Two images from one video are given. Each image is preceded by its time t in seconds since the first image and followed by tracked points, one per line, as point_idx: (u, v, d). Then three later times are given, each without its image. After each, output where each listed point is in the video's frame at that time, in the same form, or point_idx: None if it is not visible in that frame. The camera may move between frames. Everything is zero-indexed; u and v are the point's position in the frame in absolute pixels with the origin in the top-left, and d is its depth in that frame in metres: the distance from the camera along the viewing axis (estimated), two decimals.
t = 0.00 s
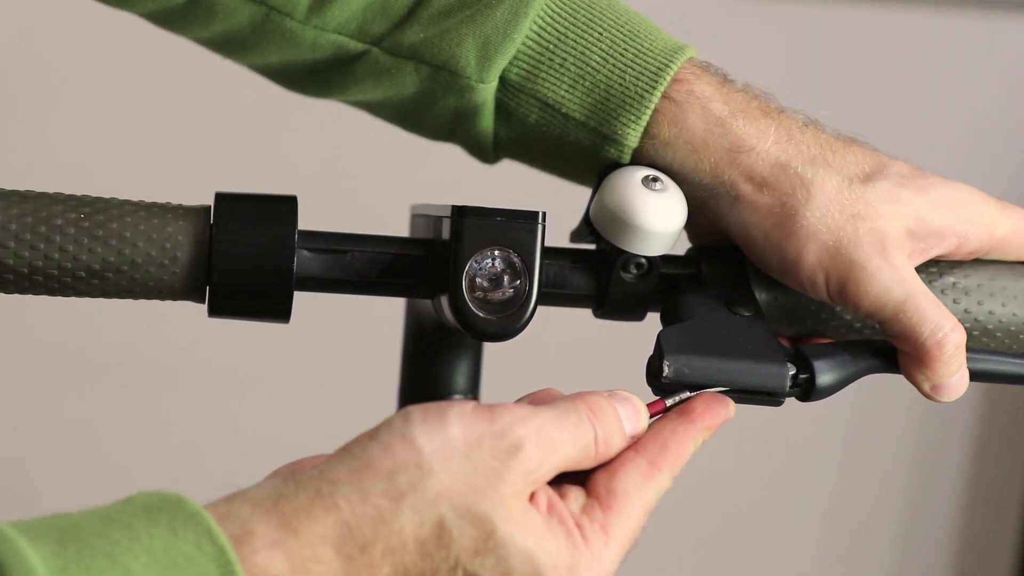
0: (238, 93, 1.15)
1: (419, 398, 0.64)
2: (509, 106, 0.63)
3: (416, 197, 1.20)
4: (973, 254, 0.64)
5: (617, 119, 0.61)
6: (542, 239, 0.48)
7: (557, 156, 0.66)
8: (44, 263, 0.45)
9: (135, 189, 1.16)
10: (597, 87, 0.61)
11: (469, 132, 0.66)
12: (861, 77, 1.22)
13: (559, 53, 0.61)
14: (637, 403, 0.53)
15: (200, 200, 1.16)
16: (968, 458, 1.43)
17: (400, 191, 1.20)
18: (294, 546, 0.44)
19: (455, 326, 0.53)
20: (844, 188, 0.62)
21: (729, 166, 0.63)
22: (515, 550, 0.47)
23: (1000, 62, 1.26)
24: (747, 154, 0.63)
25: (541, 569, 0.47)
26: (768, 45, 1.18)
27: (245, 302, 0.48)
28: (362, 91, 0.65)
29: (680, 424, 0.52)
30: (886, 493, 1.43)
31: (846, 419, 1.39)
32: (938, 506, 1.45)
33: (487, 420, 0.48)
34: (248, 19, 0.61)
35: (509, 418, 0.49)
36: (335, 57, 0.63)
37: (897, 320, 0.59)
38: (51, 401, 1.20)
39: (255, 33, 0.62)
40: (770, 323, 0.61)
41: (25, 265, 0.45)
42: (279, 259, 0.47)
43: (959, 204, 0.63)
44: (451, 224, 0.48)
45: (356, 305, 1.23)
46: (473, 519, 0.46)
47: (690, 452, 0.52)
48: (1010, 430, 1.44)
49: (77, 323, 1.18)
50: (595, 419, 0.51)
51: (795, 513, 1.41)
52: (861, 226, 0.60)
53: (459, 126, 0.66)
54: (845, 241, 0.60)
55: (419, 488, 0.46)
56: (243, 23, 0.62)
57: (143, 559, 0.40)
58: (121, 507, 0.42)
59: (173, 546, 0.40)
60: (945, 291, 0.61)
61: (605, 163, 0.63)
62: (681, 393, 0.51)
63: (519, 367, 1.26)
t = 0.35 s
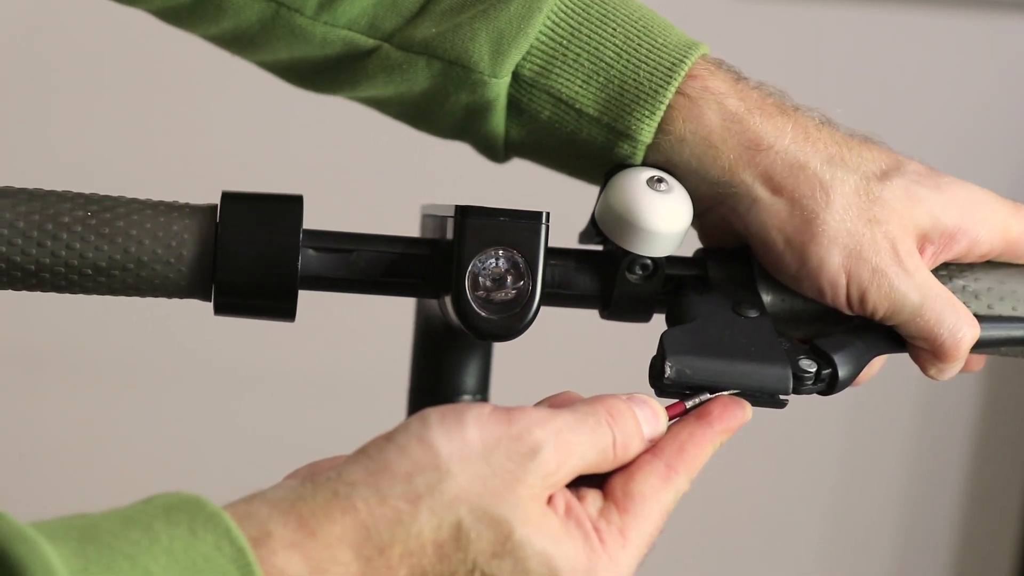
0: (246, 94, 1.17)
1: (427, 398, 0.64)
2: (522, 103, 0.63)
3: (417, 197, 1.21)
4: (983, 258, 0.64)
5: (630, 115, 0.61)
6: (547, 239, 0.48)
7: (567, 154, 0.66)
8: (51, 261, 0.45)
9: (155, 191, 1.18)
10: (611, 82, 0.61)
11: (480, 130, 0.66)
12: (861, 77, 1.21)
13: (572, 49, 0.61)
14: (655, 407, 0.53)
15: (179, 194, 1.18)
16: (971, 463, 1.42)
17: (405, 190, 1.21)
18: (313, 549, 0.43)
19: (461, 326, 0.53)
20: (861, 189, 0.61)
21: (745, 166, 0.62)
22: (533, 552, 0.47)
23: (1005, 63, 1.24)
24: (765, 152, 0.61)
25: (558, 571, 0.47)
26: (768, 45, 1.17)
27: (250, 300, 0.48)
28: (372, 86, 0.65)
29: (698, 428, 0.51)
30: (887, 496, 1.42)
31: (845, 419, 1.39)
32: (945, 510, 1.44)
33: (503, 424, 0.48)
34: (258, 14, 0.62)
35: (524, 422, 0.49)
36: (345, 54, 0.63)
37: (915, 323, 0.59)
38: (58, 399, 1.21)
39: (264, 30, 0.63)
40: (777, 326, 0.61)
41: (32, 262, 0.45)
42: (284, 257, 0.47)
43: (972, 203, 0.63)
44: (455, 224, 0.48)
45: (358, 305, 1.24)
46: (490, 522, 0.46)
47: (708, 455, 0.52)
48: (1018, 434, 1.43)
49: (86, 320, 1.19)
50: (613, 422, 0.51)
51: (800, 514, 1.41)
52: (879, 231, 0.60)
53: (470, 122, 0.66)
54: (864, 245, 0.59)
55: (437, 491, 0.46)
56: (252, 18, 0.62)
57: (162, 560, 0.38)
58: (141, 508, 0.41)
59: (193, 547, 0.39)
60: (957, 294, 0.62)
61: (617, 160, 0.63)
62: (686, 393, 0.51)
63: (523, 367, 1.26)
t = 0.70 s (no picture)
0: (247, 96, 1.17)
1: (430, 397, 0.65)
2: (525, 105, 0.63)
3: (417, 198, 1.21)
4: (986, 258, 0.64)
5: (634, 116, 0.61)
6: (551, 239, 0.48)
7: (571, 155, 0.66)
8: (56, 261, 0.45)
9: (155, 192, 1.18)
10: (614, 83, 0.61)
11: (482, 132, 0.66)
12: (860, 77, 1.21)
13: (575, 50, 0.61)
14: (658, 402, 0.53)
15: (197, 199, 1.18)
16: (970, 463, 1.42)
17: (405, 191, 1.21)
18: (312, 527, 0.44)
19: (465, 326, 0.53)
20: (865, 190, 0.61)
21: (751, 167, 0.62)
22: (532, 534, 0.46)
23: (1001, 62, 1.24)
24: (770, 153, 0.62)
25: (557, 560, 0.47)
26: (769, 44, 1.18)
27: (254, 300, 0.48)
28: (374, 89, 0.65)
29: (701, 423, 0.51)
30: (887, 496, 1.42)
31: (844, 419, 1.39)
32: (945, 511, 1.44)
33: (504, 410, 0.49)
34: (258, 19, 0.61)
35: (526, 410, 0.49)
36: (347, 57, 0.63)
37: (919, 324, 0.59)
38: (58, 399, 1.21)
39: (264, 34, 0.63)
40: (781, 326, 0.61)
41: (37, 262, 0.45)
42: (289, 257, 0.47)
43: (975, 203, 0.63)
44: (460, 224, 0.48)
45: (357, 306, 1.24)
46: (489, 503, 0.46)
47: (710, 453, 0.52)
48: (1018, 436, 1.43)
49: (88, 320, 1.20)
50: (615, 414, 0.51)
51: (800, 515, 1.41)
52: (882, 232, 0.60)
53: (472, 125, 0.66)
54: (869, 246, 0.59)
55: (436, 472, 0.46)
56: (253, 22, 0.62)
57: (162, 543, 0.40)
58: (139, 493, 0.42)
59: (191, 530, 0.40)
60: (958, 293, 0.62)
61: (621, 161, 0.63)
62: (691, 393, 0.51)
63: (523, 367, 1.26)
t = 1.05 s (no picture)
0: (254, 94, 1.18)
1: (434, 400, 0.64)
2: (531, 114, 0.63)
3: (416, 196, 1.23)
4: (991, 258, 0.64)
5: (639, 127, 0.61)
6: (564, 240, 0.48)
7: (578, 163, 0.67)
8: (66, 262, 0.45)
9: (162, 189, 1.20)
10: (618, 94, 0.61)
11: (488, 141, 0.66)
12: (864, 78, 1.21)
13: (580, 62, 0.61)
14: (624, 387, 0.53)
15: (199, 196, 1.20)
16: (966, 461, 1.43)
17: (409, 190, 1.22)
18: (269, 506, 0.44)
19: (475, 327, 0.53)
20: (870, 202, 0.61)
21: (758, 177, 0.63)
22: (494, 510, 0.47)
23: (1008, 63, 1.26)
24: (776, 165, 0.62)
25: (518, 535, 0.47)
26: (776, 43, 1.18)
27: (264, 301, 0.48)
28: (380, 99, 0.65)
29: (667, 407, 0.50)
30: (883, 495, 1.43)
31: (843, 421, 1.40)
32: (943, 511, 1.45)
33: (464, 389, 0.49)
34: (265, 27, 0.61)
35: (486, 392, 0.49)
36: (353, 66, 0.63)
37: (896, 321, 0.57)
38: (54, 401, 1.20)
39: (269, 42, 0.62)
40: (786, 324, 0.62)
41: (47, 264, 0.45)
42: (301, 259, 0.47)
43: (979, 215, 0.63)
44: (474, 225, 0.48)
45: (358, 309, 1.24)
46: (448, 481, 0.46)
47: (681, 438, 0.51)
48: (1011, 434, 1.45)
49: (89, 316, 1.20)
50: (578, 395, 0.51)
51: (796, 514, 1.41)
52: (884, 250, 0.59)
53: (478, 134, 0.66)
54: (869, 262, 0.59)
55: (395, 451, 0.46)
56: (259, 31, 0.61)
57: (122, 524, 0.41)
58: (104, 479, 0.43)
59: (151, 511, 0.41)
60: (962, 294, 0.60)
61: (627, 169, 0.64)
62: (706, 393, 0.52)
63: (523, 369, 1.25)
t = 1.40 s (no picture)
0: (254, 94, 1.18)
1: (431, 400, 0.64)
2: (527, 114, 0.63)
3: (417, 195, 1.23)
4: (989, 256, 0.64)
5: (636, 127, 0.61)
6: (558, 239, 0.48)
7: (572, 161, 0.67)
8: (60, 262, 0.45)
9: (162, 189, 1.20)
10: (615, 94, 0.61)
11: (484, 140, 0.66)
12: (863, 78, 1.22)
13: (576, 61, 0.61)
14: (610, 382, 0.53)
15: (199, 196, 1.21)
16: (965, 461, 1.43)
17: (408, 191, 1.22)
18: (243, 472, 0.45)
19: (469, 327, 0.53)
20: (868, 203, 0.61)
21: (755, 177, 0.63)
22: (462, 489, 0.47)
23: (1009, 63, 1.25)
24: (775, 164, 0.62)
25: (488, 521, 0.47)
26: (774, 43, 1.18)
27: (258, 300, 0.48)
28: (376, 99, 0.65)
29: (652, 408, 0.51)
30: (884, 494, 1.43)
31: (844, 421, 1.39)
32: (943, 512, 1.45)
33: (441, 369, 0.49)
34: (261, 27, 0.61)
35: (464, 372, 0.49)
36: (349, 67, 0.63)
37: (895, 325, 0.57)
38: (54, 400, 1.21)
39: (264, 41, 0.62)
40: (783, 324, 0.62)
41: (41, 264, 0.45)
42: (298, 259, 0.47)
43: (975, 215, 0.63)
44: (468, 225, 0.48)
45: (357, 310, 1.24)
46: (418, 457, 0.46)
47: (660, 442, 0.51)
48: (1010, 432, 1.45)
49: (88, 316, 1.20)
50: (558, 385, 0.51)
51: (795, 515, 1.41)
52: (881, 248, 0.60)
53: (474, 134, 0.66)
54: (868, 262, 0.59)
55: (369, 424, 0.46)
56: (256, 31, 0.61)
57: (98, 496, 0.42)
58: (82, 454, 0.44)
59: (126, 484, 0.43)
60: (958, 294, 0.60)
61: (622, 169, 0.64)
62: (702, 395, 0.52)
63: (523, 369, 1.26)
